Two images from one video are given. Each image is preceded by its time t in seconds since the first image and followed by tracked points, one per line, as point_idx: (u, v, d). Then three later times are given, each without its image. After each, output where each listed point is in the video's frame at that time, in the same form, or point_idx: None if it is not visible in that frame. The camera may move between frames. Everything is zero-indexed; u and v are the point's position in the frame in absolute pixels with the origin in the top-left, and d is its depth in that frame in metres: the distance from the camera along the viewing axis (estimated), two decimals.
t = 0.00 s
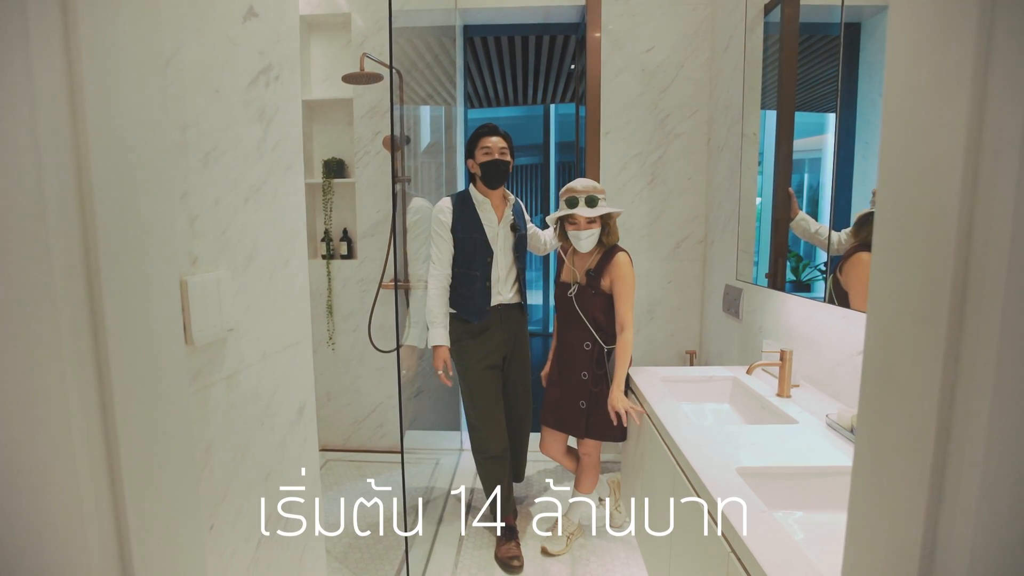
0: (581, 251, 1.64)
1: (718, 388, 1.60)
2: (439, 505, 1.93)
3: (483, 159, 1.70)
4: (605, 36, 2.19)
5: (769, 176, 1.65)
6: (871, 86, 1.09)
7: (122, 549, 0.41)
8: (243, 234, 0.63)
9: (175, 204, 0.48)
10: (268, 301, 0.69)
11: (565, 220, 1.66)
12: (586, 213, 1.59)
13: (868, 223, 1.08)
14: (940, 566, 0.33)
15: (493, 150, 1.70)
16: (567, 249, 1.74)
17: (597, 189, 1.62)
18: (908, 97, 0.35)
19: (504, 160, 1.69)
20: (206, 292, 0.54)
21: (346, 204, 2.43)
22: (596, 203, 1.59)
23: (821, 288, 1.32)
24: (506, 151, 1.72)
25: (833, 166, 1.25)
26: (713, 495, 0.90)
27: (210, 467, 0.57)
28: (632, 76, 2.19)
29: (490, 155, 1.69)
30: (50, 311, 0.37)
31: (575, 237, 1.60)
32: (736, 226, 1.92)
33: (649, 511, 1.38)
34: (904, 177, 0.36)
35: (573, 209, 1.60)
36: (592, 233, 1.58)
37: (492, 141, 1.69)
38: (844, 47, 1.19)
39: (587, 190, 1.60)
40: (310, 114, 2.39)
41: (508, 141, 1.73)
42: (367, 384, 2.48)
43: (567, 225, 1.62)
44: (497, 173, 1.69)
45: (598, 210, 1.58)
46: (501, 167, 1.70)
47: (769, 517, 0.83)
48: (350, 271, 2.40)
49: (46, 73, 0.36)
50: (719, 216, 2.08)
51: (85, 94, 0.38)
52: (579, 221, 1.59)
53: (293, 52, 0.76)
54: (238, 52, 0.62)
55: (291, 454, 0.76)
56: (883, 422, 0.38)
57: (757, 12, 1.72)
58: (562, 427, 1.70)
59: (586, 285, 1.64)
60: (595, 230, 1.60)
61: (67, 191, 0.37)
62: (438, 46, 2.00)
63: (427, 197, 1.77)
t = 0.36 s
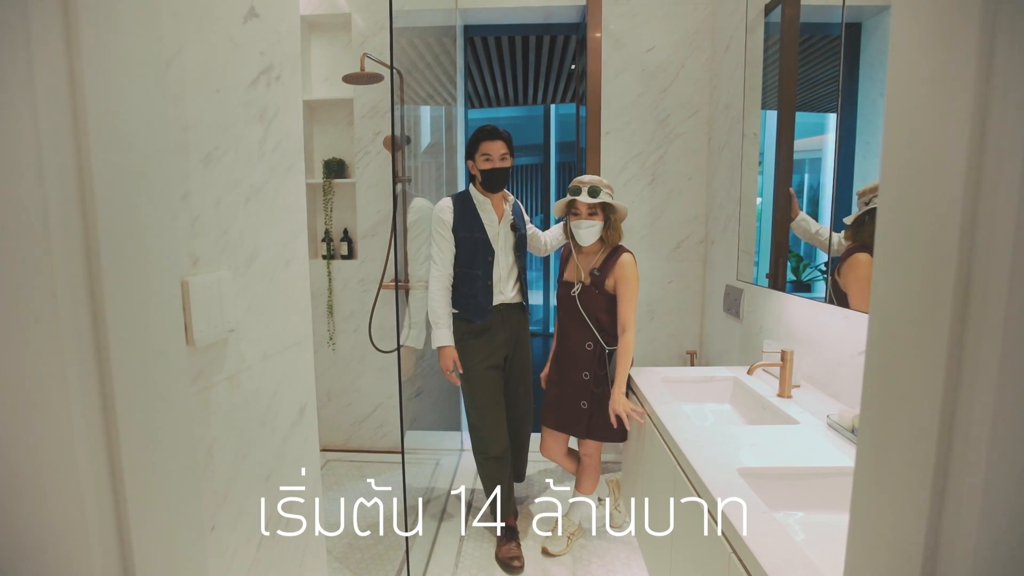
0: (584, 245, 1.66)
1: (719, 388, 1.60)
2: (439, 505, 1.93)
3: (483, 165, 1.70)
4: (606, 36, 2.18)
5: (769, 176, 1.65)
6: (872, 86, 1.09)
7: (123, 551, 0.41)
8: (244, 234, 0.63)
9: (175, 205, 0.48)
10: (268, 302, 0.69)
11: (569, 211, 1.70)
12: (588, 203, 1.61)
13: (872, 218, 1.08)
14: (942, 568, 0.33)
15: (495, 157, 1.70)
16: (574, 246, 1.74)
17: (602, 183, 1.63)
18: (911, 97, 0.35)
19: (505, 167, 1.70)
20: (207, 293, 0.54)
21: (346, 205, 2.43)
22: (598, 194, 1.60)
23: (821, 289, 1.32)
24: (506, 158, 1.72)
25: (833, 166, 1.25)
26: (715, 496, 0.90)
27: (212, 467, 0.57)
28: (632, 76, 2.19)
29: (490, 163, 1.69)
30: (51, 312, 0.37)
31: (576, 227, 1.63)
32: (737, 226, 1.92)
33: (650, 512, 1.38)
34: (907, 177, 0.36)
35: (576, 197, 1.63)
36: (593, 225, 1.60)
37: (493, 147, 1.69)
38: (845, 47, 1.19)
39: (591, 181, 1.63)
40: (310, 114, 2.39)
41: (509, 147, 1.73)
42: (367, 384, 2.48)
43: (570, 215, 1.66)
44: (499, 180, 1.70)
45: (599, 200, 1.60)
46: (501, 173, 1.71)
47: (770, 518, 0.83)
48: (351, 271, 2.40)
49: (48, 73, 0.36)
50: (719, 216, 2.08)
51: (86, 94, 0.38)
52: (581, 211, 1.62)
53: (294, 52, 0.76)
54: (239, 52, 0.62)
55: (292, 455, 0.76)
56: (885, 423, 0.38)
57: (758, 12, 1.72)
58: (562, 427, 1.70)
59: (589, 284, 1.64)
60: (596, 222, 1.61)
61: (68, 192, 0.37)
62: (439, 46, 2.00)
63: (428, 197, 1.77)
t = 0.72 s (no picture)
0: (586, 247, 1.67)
1: (718, 388, 1.60)
2: (439, 505, 1.93)
3: (482, 165, 1.70)
4: (605, 37, 2.19)
5: (769, 176, 1.65)
6: (870, 87, 1.10)
7: (125, 549, 0.42)
8: (244, 235, 0.64)
9: (177, 206, 0.48)
10: (270, 302, 0.69)
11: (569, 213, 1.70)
12: (586, 206, 1.61)
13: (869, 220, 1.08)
14: (940, 568, 0.34)
15: (493, 157, 1.70)
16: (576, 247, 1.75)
17: (601, 183, 1.63)
18: (909, 100, 0.36)
19: (503, 166, 1.70)
20: (209, 293, 0.54)
21: (346, 205, 2.43)
22: (594, 196, 1.59)
23: (821, 289, 1.32)
24: (505, 157, 1.73)
25: (832, 166, 1.25)
26: (714, 496, 0.90)
27: (213, 467, 0.57)
28: (632, 77, 2.19)
29: (490, 162, 1.69)
30: (53, 313, 0.37)
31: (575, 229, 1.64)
32: (737, 226, 1.92)
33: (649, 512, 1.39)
34: (905, 179, 0.36)
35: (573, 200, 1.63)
36: (591, 227, 1.61)
37: (491, 147, 1.70)
38: (844, 47, 1.19)
39: (588, 183, 1.62)
40: (310, 115, 2.39)
41: (508, 146, 1.74)
42: (367, 384, 2.48)
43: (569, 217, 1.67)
44: (497, 179, 1.70)
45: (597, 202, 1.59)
46: (501, 173, 1.71)
47: (769, 518, 0.83)
48: (351, 271, 2.40)
49: (51, 73, 0.36)
50: (719, 217, 2.08)
51: (89, 95, 0.38)
52: (578, 213, 1.62)
53: (295, 53, 0.76)
54: (240, 53, 0.62)
55: (293, 454, 0.76)
56: (883, 423, 0.39)
57: (758, 12, 1.72)
58: (562, 427, 1.70)
59: (592, 284, 1.64)
60: (595, 224, 1.62)
61: (72, 192, 0.37)
62: (439, 47, 2.00)
63: (428, 197, 1.77)
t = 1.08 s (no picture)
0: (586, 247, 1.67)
1: (718, 388, 1.60)
2: (439, 505, 1.93)
3: (485, 170, 1.72)
4: (605, 37, 2.19)
5: (769, 176, 1.66)
6: (869, 87, 1.10)
7: (127, 546, 0.42)
8: (245, 235, 0.64)
9: (178, 207, 0.49)
10: (270, 302, 0.69)
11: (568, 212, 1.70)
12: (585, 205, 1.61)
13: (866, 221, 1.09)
14: (934, 565, 0.34)
15: (496, 162, 1.72)
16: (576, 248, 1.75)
17: (601, 183, 1.63)
18: (903, 102, 0.36)
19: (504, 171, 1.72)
20: (210, 294, 0.54)
21: (346, 205, 2.43)
22: (593, 196, 1.59)
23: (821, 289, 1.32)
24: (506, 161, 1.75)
25: (831, 166, 1.25)
26: (713, 496, 0.91)
27: (214, 467, 0.57)
28: (632, 77, 2.19)
29: (493, 168, 1.71)
30: (56, 312, 0.37)
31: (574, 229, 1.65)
32: (736, 226, 1.92)
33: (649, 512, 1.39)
34: (900, 180, 0.36)
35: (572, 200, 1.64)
36: (590, 227, 1.61)
37: (494, 152, 1.70)
38: (843, 48, 1.20)
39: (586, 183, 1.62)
40: (311, 115, 2.40)
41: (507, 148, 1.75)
42: (367, 384, 2.48)
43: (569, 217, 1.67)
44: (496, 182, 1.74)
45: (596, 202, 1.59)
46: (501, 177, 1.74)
47: (768, 518, 0.83)
48: (351, 271, 2.40)
49: (55, 74, 0.36)
50: (719, 217, 2.09)
51: (93, 97, 0.38)
52: (577, 212, 1.63)
53: (295, 55, 0.76)
54: (241, 55, 0.63)
55: (293, 454, 0.76)
56: (877, 422, 0.39)
57: (757, 13, 1.73)
58: (561, 427, 1.71)
59: (592, 284, 1.64)
60: (594, 224, 1.62)
61: (75, 193, 0.38)
62: (439, 47, 2.00)
63: (428, 197, 1.78)
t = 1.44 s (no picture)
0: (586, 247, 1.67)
1: (717, 388, 1.61)
2: (439, 505, 1.93)
3: (489, 172, 1.72)
4: (605, 38, 2.19)
5: (769, 176, 1.66)
6: (870, 88, 1.10)
7: (128, 545, 0.42)
8: (246, 235, 0.64)
9: (179, 207, 0.49)
10: (271, 302, 0.70)
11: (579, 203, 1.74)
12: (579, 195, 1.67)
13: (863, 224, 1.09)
14: (931, 564, 0.34)
15: (499, 163, 1.72)
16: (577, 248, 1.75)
17: (608, 184, 1.63)
18: (901, 103, 0.36)
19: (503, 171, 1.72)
20: (210, 294, 0.55)
21: (347, 205, 2.43)
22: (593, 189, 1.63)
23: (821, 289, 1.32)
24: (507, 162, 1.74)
25: (831, 166, 1.26)
26: (712, 497, 0.91)
27: (214, 466, 0.57)
28: (632, 77, 2.20)
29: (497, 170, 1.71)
30: (59, 311, 0.37)
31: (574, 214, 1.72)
32: (736, 226, 1.92)
33: (648, 512, 1.39)
34: (899, 181, 0.36)
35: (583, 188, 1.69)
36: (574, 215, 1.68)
37: (496, 153, 1.70)
38: (843, 48, 1.20)
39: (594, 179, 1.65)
40: (311, 115, 2.40)
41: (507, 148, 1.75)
42: (367, 384, 2.49)
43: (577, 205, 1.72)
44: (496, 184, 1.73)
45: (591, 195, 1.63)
46: (501, 179, 1.74)
47: (767, 518, 0.83)
48: (352, 271, 2.40)
49: (57, 75, 0.36)
50: (718, 217, 2.09)
51: (94, 98, 0.39)
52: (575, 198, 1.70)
53: (295, 55, 0.77)
54: (242, 55, 0.63)
55: (293, 454, 0.76)
56: (876, 421, 0.39)
57: (757, 13, 1.73)
58: (560, 428, 1.71)
59: (591, 285, 1.65)
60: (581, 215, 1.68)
61: (77, 194, 0.38)
62: (439, 47, 2.00)
63: (429, 198, 1.78)
